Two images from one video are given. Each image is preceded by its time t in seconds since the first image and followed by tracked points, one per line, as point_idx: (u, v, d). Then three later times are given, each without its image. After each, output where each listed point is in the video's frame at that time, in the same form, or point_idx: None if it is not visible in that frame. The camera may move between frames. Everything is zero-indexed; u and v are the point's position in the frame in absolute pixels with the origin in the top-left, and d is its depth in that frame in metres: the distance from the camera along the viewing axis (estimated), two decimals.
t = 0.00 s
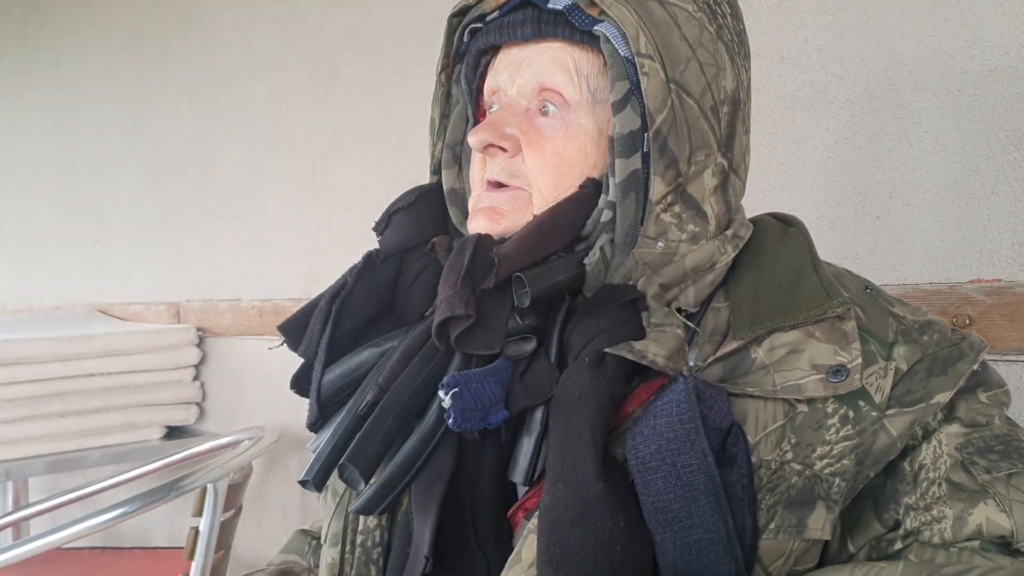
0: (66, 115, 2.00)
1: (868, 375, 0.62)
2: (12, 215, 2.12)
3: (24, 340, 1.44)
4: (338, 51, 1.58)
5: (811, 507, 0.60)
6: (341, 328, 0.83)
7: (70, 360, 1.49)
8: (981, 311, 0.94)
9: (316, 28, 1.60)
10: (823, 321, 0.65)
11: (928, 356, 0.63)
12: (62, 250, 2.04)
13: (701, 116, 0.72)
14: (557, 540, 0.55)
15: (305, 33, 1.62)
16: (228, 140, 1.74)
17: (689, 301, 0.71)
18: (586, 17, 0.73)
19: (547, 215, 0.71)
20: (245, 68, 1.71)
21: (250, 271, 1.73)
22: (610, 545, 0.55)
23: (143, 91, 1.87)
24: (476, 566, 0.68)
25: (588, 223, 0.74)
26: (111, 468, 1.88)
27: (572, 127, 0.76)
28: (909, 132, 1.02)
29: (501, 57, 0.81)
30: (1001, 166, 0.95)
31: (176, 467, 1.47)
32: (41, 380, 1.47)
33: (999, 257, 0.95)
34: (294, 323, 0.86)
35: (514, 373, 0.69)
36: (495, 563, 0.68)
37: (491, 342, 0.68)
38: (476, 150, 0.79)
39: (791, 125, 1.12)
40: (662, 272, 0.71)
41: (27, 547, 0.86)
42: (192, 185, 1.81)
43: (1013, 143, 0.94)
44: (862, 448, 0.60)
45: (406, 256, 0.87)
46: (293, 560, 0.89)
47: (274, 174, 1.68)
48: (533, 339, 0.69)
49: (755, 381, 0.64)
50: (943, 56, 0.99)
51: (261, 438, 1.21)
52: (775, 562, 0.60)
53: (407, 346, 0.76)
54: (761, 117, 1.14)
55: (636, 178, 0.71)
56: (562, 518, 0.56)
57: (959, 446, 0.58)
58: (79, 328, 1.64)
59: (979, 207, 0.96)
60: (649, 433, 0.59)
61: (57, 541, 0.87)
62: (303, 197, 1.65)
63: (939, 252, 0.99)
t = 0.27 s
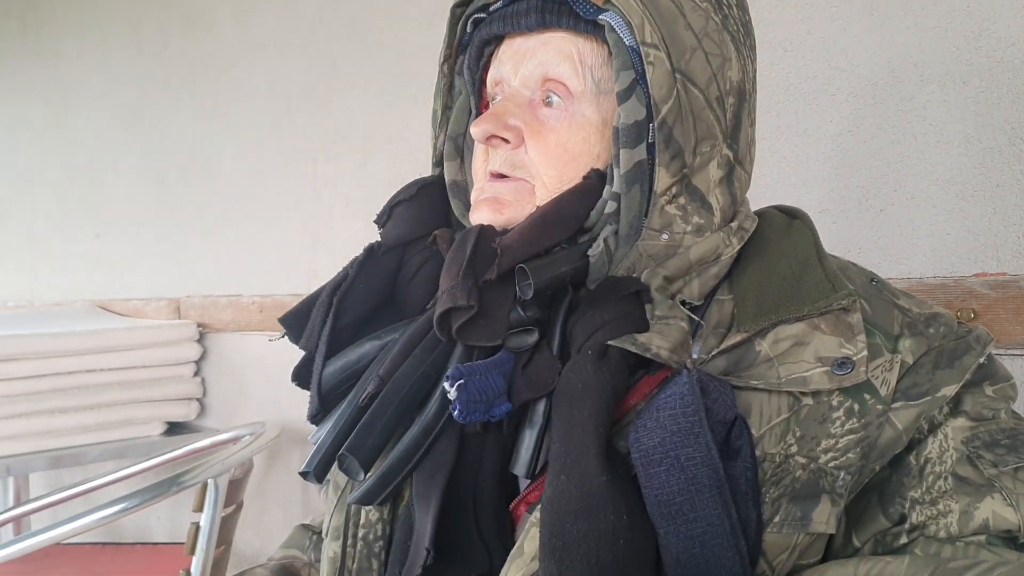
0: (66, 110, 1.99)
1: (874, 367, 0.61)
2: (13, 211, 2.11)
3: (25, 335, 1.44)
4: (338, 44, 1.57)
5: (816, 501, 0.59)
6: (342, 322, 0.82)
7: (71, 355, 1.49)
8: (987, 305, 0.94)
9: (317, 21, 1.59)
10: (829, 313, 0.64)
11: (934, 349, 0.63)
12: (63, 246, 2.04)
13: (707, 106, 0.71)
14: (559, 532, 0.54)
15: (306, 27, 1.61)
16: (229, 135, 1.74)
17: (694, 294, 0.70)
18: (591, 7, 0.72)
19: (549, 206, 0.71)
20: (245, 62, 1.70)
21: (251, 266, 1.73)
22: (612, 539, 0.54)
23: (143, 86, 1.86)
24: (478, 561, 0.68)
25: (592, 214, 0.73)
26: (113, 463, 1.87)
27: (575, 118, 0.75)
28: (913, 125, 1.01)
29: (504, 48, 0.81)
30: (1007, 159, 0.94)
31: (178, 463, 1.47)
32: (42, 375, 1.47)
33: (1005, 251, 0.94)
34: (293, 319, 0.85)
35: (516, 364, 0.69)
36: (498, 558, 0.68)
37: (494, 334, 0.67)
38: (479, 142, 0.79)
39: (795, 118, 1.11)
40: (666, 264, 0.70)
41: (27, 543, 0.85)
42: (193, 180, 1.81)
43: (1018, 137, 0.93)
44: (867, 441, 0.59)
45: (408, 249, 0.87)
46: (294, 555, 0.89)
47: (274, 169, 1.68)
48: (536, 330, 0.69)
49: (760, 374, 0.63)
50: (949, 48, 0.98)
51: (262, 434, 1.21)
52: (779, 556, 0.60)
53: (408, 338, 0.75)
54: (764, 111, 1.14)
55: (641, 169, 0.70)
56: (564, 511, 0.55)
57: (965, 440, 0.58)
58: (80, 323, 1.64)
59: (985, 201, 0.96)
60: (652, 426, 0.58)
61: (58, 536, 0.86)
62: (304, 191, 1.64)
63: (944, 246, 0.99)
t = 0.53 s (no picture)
0: (64, 112, 1.99)
1: (869, 369, 0.61)
2: (11, 213, 2.11)
3: (24, 338, 1.44)
4: (336, 46, 1.57)
5: (813, 503, 0.59)
6: (339, 324, 0.82)
7: (71, 357, 1.49)
8: (983, 306, 0.94)
9: (315, 23, 1.59)
10: (824, 315, 0.64)
11: (930, 351, 0.62)
12: (61, 247, 2.04)
13: (703, 109, 0.71)
14: (556, 535, 0.55)
15: (303, 28, 1.61)
16: (227, 136, 1.74)
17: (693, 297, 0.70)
18: (589, 11, 0.73)
19: (546, 208, 0.71)
20: (243, 64, 1.70)
21: (250, 268, 1.73)
22: (609, 540, 0.55)
23: (141, 88, 1.86)
24: (476, 563, 0.68)
25: (590, 216, 0.73)
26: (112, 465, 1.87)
27: (572, 122, 0.75)
28: (909, 127, 1.01)
29: (501, 51, 0.81)
30: (1001, 161, 0.94)
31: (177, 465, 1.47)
32: (42, 376, 1.47)
33: (1001, 253, 0.94)
34: (292, 322, 0.86)
35: (514, 367, 0.69)
36: (495, 559, 0.68)
37: (491, 335, 0.68)
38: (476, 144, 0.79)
39: (792, 119, 1.11)
40: (663, 266, 0.70)
41: (26, 546, 0.85)
42: (191, 182, 1.81)
43: (1015, 138, 0.93)
44: (864, 443, 0.59)
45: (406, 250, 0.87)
46: (291, 558, 0.89)
47: (273, 171, 1.68)
48: (533, 333, 0.69)
49: (756, 376, 0.63)
50: (944, 50, 0.98)
51: (261, 435, 1.21)
52: (777, 557, 0.60)
53: (406, 339, 0.76)
54: (761, 112, 1.14)
55: (638, 172, 0.70)
56: (562, 512, 0.55)
57: (961, 442, 0.58)
58: (79, 325, 1.64)
59: (980, 202, 0.96)
60: (649, 429, 0.58)
61: (58, 539, 0.86)
62: (302, 193, 1.64)
63: (941, 247, 0.99)
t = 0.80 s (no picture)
0: (64, 111, 1.98)
1: (858, 363, 0.61)
2: (11, 212, 2.11)
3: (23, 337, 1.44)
4: (335, 45, 1.57)
5: (801, 496, 0.59)
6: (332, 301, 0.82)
7: (70, 356, 1.49)
8: (981, 305, 0.94)
9: (314, 21, 1.59)
10: (808, 298, 0.64)
11: (923, 344, 0.62)
12: (61, 247, 2.03)
13: (697, 100, 0.71)
14: (529, 513, 0.55)
15: (302, 27, 1.61)
16: (226, 135, 1.73)
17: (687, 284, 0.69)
18: None
19: (537, 184, 0.72)
20: (242, 63, 1.70)
21: (249, 267, 1.73)
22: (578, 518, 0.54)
23: (140, 87, 1.86)
24: (453, 546, 0.66)
25: (579, 195, 0.74)
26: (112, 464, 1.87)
27: (568, 109, 0.77)
28: (907, 126, 1.01)
29: (504, 45, 0.83)
30: (998, 159, 0.94)
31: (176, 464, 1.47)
32: (42, 376, 1.47)
33: (1000, 252, 0.94)
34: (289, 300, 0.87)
35: (498, 342, 0.69)
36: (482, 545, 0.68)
37: (476, 306, 0.68)
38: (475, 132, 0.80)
39: (791, 118, 1.11)
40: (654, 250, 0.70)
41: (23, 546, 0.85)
42: (191, 181, 1.81)
43: (1012, 137, 0.93)
44: (854, 436, 0.59)
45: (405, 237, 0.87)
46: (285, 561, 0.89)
47: (272, 169, 1.67)
48: (518, 309, 0.69)
49: (741, 362, 0.63)
50: (944, 49, 0.98)
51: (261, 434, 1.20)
52: (767, 550, 0.60)
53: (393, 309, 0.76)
54: (761, 110, 1.14)
55: (630, 153, 0.71)
56: (532, 492, 0.56)
57: (960, 443, 0.58)
58: (78, 324, 1.64)
59: (979, 201, 0.96)
60: (627, 415, 0.57)
61: (56, 539, 0.86)
62: (301, 192, 1.64)
63: (939, 245, 0.99)
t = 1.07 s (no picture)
0: (64, 111, 1.98)
1: (863, 359, 0.61)
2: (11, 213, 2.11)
3: (24, 336, 1.44)
4: (334, 44, 1.56)
5: (803, 492, 0.59)
6: (338, 300, 0.82)
7: (71, 356, 1.49)
8: (982, 303, 0.93)
9: (313, 21, 1.59)
10: (810, 294, 0.64)
11: (926, 343, 0.62)
12: (61, 246, 2.03)
13: (693, 91, 0.70)
14: (525, 506, 0.55)
15: (302, 26, 1.60)
16: (226, 134, 1.73)
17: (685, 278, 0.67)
18: None
19: (533, 179, 0.73)
20: (242, 63, 1.70)
21: (249, 265, 1.73)
22: (572, 508, 0.54)
23: (140, 87, 1.86)
24: (458, 540, 0.66)
25: (575, 188, 0.74)
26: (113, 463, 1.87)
27: (565, 102, 0.77)
28: (908, 124, 1.01)
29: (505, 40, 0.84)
30: (999, 157, 0.94)
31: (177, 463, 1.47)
32: (43, 375, 1.47)
33: (1001, 250, 0.94)
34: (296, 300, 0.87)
35: (498, 340, 0.68)
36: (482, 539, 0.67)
37: (473, 302, 0.69)
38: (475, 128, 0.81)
39: (792, 115, 1.11)
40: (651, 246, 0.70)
41: (25, 544, 0.85)
42: (191, 180, 1.80)
43: (1014, 134, 0.93)
44: (856, 433, 0.59)
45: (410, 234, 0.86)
46: (286, 560, 0.89)
47: (272, 169, 1.67)
48: (519, 305, 0.70)
49: (742, 358, 0.63)
50: (944, 47, 0.98)
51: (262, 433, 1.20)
52: (770, 547, 0.59)
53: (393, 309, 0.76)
54: (762, 108, 1.13)
55: (625, 146, 0.71)
56: (529, 483, 0.56)
57: (963, 442, 0.57)
58: (78, 324, 1.64)
59: (980, 198, 0.96)
60: (628, 411, 0.57)
61: (57, 537, 0.86)
62: (302, 191, 1.64)
63: (940, 243, 0.99)
